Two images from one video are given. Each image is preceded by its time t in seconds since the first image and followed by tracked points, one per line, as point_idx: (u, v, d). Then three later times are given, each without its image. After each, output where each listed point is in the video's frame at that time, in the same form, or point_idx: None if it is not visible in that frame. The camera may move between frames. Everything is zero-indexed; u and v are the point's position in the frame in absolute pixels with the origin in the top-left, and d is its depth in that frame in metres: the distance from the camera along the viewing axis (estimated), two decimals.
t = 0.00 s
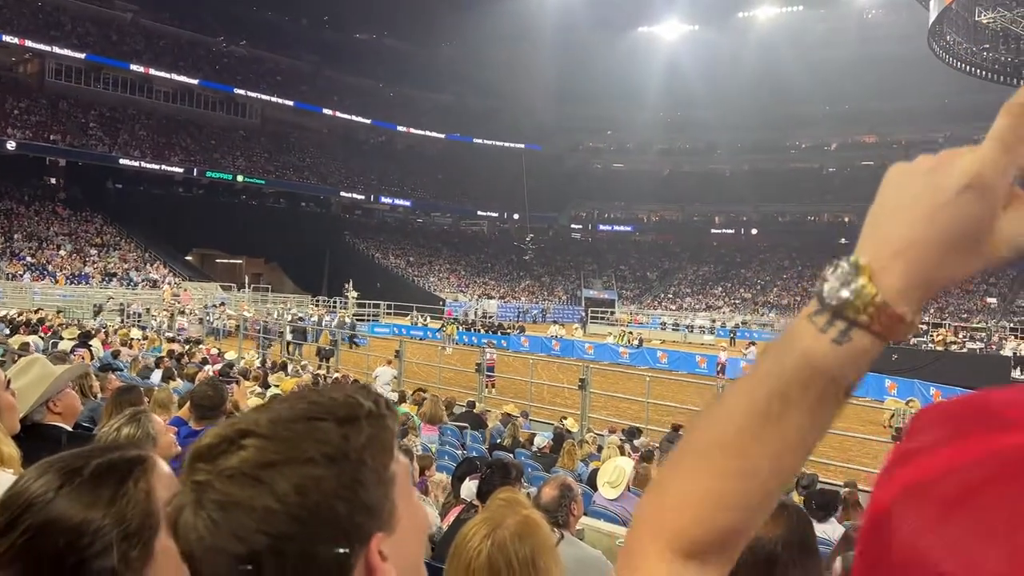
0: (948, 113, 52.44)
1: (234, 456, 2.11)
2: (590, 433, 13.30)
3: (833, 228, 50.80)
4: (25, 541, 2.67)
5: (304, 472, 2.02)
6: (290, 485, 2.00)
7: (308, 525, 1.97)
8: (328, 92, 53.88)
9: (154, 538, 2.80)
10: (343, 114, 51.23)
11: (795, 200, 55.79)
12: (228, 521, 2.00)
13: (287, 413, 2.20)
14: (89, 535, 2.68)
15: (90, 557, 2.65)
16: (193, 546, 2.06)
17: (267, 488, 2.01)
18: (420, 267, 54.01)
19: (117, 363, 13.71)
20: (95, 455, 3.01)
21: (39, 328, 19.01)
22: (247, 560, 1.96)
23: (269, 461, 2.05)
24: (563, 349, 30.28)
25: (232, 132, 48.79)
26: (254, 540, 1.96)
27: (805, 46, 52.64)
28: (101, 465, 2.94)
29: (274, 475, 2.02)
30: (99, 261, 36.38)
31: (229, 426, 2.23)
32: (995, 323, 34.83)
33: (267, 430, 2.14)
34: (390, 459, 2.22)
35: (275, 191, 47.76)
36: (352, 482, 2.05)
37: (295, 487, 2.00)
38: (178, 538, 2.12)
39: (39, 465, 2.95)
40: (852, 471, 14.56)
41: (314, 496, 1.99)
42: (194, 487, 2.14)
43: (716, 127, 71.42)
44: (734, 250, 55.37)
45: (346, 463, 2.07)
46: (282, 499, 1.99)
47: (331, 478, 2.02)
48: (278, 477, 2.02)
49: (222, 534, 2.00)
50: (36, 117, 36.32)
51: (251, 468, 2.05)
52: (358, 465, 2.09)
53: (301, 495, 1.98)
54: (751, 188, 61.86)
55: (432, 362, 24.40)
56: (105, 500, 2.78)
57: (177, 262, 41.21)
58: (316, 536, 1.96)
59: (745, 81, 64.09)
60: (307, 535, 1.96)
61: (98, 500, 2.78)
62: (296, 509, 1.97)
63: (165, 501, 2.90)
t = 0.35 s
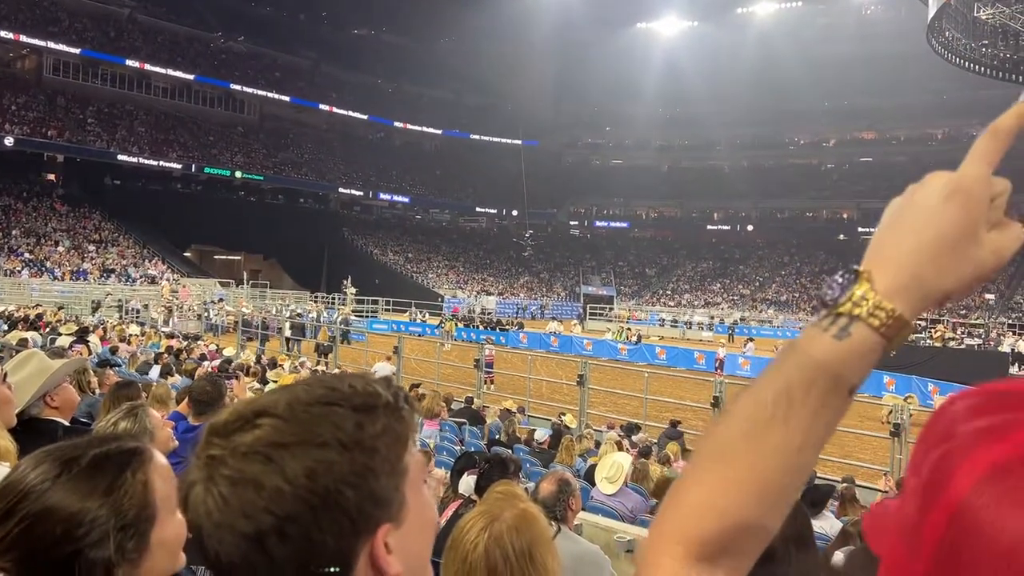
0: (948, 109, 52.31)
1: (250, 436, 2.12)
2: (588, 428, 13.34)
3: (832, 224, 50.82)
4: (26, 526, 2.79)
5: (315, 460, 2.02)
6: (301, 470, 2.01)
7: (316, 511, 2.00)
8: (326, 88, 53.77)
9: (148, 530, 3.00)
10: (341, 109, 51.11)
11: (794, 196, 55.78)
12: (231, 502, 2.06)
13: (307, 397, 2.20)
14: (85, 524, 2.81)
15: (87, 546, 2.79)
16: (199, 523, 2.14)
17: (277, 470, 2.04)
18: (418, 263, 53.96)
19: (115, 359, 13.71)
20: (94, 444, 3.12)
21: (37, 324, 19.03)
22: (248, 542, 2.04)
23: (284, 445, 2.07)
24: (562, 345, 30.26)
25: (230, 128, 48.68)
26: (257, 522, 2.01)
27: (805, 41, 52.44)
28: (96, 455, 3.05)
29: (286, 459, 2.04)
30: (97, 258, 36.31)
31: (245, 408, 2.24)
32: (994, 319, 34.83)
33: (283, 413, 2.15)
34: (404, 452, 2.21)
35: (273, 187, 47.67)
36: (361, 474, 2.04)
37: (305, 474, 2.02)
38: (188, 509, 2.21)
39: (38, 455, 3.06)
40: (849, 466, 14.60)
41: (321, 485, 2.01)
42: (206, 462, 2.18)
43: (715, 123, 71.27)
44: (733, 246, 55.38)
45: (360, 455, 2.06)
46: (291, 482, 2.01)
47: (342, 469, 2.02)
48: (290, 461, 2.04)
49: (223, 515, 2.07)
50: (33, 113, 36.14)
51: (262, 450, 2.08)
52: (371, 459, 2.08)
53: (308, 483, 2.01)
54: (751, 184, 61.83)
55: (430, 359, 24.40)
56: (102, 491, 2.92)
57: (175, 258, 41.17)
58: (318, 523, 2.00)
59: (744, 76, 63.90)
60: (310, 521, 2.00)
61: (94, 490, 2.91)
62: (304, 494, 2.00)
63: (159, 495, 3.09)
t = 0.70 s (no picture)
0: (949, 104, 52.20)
1: (290, 401, 2.14)
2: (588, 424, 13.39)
3: (833, 220, 50.78)
4: (26, 516, 2.74)
5: (342, 439, 2.01)
6: (325, 445, 2.02)
7: (332, 492, 1.99)
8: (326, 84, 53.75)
9: (147, 520, 2.96)
10: (341, 105, 51.06)
11: (794, 193, 55.72)
12: (258, 463, 2.08)
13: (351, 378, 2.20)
14: (85, 513, 2.78)
15: (86, 536, 2.75)
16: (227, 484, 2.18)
17: (301, 441, 2.05)
18: (419, 259, 53.95)
19: (115, 355, 13.74)
20: (94, 434, 3.08)
21: (37, 320, 19.03)
22: (264, 510, 2.07)
23: (310, 419, 2.07)
24: (562, 341, 30.30)
25: (230, 124, 48.71)
26: (276, 490, 2.04)
27: (805, 36, 52.32)
28: (96, 445, 3.01)
29: (315, 430, 2.05)
30: (97, 254, 36.34)
31: (294, 376, 2.27)
32: (994, 315, 34.84)
33: (323, 386, 2.17)
34: (435, 457, 2.14)
35: (274, 183, 47.66)
36: (378, 467, 2.01)
37: (331, 449, 2.01)
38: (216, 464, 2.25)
39: (37, 443, 3.00)
40: (848, 462, 14.60)
41: (339, 466, 1.99)
42: (239, 430, 2.20)
43: (716, 119, 71.25)
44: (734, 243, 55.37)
45: (381, 451, 2.02)
46: (311, 456, 2.02)
47: (365, 455, 2.00)
48: (316, 434, 2.04)
49: (250, 477, 2.10)
50: (33, 109, 36.06)
51: (296, 414, 2.09)
52: (391, 453, 2.04)
53: (328, 461, 2.00)
54: (751, 180, 61.91)
55: (430, 355, 24.44)
56: (101, 480, 2.88)
57: (176, 254, 41.13)
58: (333, 503, 1.99)
59: (745, 72, 63.86)
60: (325, 502, 2.00)
61: (94, 479, 2.88)
62: (321, 472, 1.99)
63: (159, 485, 3.05)
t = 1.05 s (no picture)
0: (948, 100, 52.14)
1: (308, 382, 2.15)
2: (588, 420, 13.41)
3: (832, 216, 50.74)
4: (20, 505, 2.72)
5: (347, 423, 2.00)
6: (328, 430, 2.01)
7: (334, 478, 1.98)
8: (326, 80, 53.70)
9: (141, 510, 2.94)
10: (340, 101, 50.95)
11: (793, 188, 55.75)
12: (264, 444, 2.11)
13: (368, 365, 2.19)
14: (78, 504, 2.76)
15: (80, 526, 2.74)
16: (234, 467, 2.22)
17: (307, 424, 2.05)
18: (418, 255, 53.88)
19: (115, 350, 13.77)
20: (90, 424, 3.05)
21: (36, 316, 19.05)
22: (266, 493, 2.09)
23: (316, 405, 2.07)
24: (561, 337, 30.34)
25: (230, 120, 48.69)
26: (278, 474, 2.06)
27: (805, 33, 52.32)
28: (90, 435, 2.98)
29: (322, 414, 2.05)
30: (96, 250, 36.27)
31: (311, 362, 2.27)
32: (993, 312, 34.82)
33: (336, 372, 2.17)
34: (445, 456, 2.10)
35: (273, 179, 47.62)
36: (375, 458, 1.98)
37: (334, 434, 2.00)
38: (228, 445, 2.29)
39: (37, 432, 2.99)
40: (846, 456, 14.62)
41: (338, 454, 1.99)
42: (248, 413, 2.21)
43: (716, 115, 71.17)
44: (733, 239, 55.38)
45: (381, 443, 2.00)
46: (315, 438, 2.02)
47: (370, 443, 1.99)
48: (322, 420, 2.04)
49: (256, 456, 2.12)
50: (32, 104, 35.96)
51: (305, 398, 2.10)
52: (392, 445, 2.01)
53: (331, 446, 2.00)
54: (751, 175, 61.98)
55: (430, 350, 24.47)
56: (96, 470, 2.86)
57: (174, 249, 41.07)
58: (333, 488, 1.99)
59: (745, 68, 63.88)
60: (325, 488, 2.00)
61: (88, 470, 2.85)
62: (324, 457, 1.99)
63: (153, 476, 3.02)
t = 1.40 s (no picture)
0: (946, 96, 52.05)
1: (357, 380, 2.25)
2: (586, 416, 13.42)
3: (829, 212, 50.74)
4: (22, 505, 2.72)
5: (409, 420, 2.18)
6: (396, 430, 2.15)
7: (402, 475, 2.15)
8: (323, 76, 53.61)
9: (142, 507, 2.94)
10: (336, 96, 50.70)
11: (791, 185, 55.78)
12: (326, 446, 2.13)
13: (407, 365, 2.41)
14: (79, 501, 2.76)
15: (81, 523, 2.74)
16: (275, 475, 2.21)
17: (368, 424, 2.14)
18: (415, 252, 53.79)
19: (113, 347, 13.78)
20: (88, 421, 3.03)
21: (33, 313, 19.05)
22: (330, 497, 2.12)
23: (374, 406, 2.17)
24: (559, 334, 30.35)
25: (228, 116, 48.63)
26: (346, 476, 2.11)
27: (803, 29, 52.25)
28: (91, 433, 2.97)
29: (382, 416, 2.17)
30: (94, 246, 36.20)
31: (353, 356, 2.39)
32: (990, 308, 34.81)
33: (379, 371, 2.30)
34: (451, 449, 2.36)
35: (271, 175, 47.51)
36: (437, 448, 2.24)
37: (403, 431, 2.16)
38: (257, 451, 2.28)
39: (32, 431, 2.95)
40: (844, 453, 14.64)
41: (407, 450, 2.15)
42: (292, 415, 2.24)
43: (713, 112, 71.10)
44: (731, 235, 55.31)
45: (439, 435, 2.26)
46: (383, 439, 2.13)
47: (422, 438, 2.20)
48: (385, 421, 2.16)
49: (313, 459, 2.14)
50: (29, 100, 35.86)
51: (363, 399, 2.19)
52: (445, 440, 2.28)
53: (405, 447, 2.15)
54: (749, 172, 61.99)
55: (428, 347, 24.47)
56: (96, 467, 2.85)
57: (172, 246, 40.96)
58: (401, 485, 2.14)
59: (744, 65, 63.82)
60: (394, 484, 2.14)
61: (89, 466, 2.84)
62: (388, 451, 2.12)
63: (153, 473, 3.01)
